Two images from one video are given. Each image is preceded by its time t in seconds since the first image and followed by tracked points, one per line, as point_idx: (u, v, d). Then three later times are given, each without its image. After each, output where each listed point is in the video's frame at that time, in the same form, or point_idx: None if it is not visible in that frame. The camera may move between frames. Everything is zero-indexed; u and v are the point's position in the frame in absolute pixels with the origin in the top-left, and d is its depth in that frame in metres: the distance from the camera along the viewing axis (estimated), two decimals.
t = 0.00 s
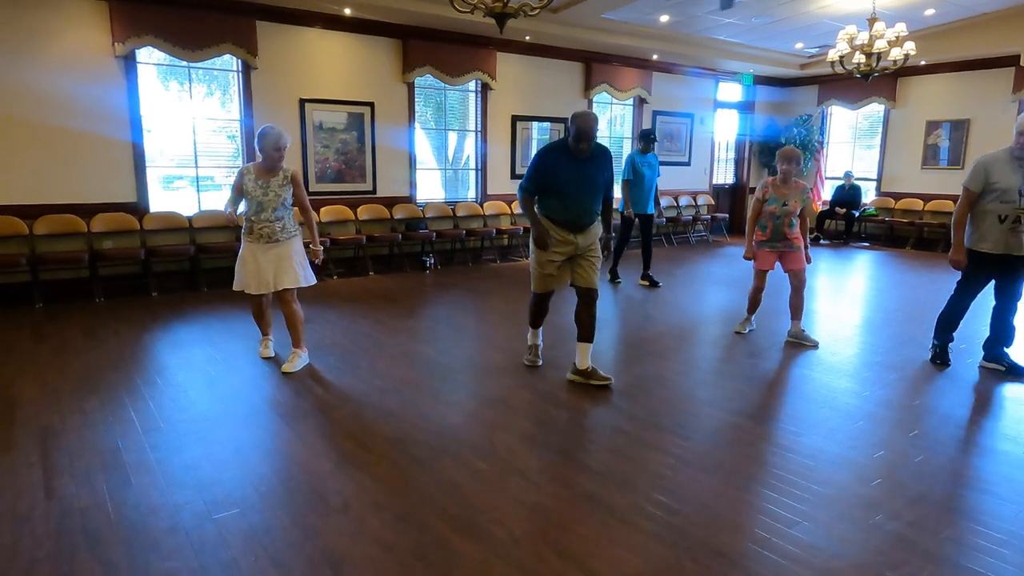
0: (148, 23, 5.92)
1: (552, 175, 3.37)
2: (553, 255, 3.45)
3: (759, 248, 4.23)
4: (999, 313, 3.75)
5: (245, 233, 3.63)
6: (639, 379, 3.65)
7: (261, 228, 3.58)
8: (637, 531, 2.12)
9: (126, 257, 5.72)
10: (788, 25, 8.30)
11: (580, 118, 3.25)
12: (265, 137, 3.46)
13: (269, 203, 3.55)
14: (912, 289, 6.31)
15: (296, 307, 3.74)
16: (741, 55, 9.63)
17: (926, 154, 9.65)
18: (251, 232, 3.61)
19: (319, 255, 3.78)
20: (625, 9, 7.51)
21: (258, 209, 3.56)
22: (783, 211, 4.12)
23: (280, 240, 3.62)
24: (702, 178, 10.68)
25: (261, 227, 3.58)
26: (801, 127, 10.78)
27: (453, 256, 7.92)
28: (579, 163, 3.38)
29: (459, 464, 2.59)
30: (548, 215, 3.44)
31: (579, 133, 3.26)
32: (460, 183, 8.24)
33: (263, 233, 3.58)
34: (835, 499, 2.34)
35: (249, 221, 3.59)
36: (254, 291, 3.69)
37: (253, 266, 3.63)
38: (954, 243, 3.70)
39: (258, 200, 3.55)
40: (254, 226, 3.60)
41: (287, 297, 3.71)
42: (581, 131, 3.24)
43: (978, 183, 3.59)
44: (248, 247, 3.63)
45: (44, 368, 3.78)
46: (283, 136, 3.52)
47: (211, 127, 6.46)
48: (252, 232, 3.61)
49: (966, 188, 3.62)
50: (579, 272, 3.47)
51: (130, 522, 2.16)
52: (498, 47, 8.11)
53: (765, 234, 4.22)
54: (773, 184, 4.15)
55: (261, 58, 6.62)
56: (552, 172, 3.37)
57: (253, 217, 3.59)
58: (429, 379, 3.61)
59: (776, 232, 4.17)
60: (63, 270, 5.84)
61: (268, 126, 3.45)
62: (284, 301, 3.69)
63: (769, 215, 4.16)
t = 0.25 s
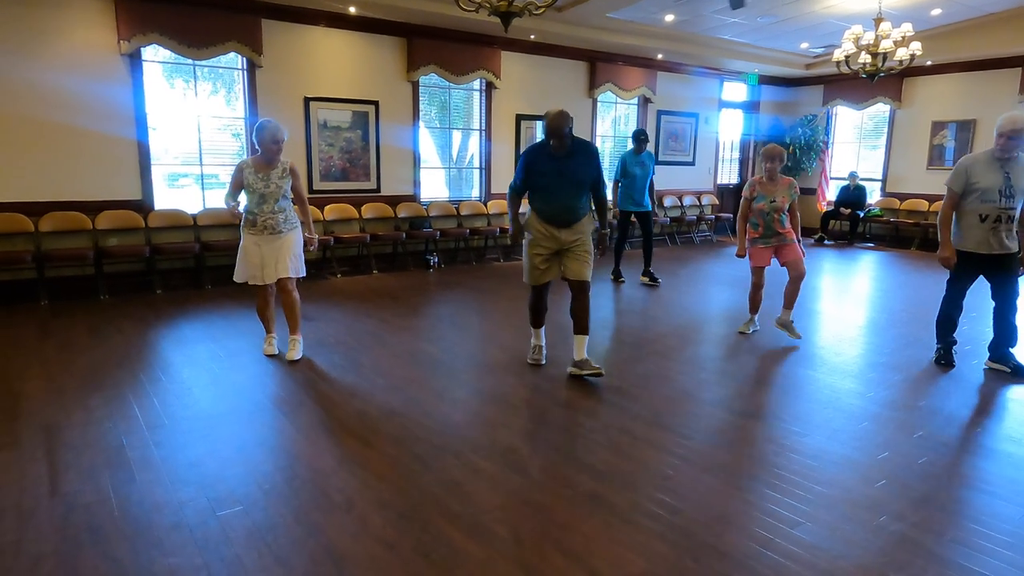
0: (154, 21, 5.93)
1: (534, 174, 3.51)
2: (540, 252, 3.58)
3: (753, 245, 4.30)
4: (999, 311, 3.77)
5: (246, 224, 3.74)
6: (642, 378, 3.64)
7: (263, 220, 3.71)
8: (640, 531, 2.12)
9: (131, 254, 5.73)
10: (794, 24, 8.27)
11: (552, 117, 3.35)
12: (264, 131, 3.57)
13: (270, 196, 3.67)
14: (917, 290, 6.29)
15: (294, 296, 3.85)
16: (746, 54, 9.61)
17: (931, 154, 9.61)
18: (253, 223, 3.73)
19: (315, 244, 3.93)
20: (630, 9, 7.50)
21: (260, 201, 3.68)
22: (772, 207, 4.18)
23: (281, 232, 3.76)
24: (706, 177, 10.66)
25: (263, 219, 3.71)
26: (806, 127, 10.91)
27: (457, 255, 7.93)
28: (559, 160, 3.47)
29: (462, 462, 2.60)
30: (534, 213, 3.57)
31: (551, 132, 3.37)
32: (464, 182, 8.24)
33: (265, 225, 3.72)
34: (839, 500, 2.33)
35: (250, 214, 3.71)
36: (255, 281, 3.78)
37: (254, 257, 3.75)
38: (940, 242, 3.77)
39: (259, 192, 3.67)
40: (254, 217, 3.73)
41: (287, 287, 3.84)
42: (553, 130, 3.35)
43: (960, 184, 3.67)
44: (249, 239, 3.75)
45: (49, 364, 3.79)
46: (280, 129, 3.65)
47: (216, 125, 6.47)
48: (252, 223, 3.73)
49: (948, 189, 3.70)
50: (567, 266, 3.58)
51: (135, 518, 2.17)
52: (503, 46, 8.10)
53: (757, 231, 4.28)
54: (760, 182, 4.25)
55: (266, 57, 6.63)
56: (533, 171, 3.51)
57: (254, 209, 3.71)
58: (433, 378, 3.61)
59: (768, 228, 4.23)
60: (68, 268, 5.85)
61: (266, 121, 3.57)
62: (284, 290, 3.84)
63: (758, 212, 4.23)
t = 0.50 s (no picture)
0: (157, 21, 5.95)
1: (531, 172, 3.78)
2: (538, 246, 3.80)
3: (750, 245, 4.29)
4: (989, 310, 3.82)
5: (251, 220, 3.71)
6: (645, 379, 3.63)
7: (268, 220, 3.72)
8: (642, 530, 2.11)
9: (134, 254, 5.74)
10: (797, 24, 8.25)
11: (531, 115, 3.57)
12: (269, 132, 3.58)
13: (276, 196, 3.69)
14: (920, 290, 6.27)
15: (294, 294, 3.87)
16: (749, 54, 9.59)
17: (935, 154, 9.59)
18: (257, 223, 3.72)
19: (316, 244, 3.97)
20: (633, 9, 7.50)
21: (265, 201, 3.69)
22: (770, 207, 4.18)
23: (286, 231, 3.78)
24: (709, 177, 10.65)
25: (268, 219, 3.71)
26: (809, 127, 10.79)
27: (459, 255, 7.93)
28: (546, 157, 3.67)
29: (464, 462, 2.60)
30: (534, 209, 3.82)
31: (531, 130, 3.59)
32: (467, 181, 8.24)
33: (270, 224, 3.72)
34: (842, 500, 2.33)
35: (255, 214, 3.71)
36: (259, 280, 3.78)
37: (259, 256, 3.75)
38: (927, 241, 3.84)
39: (265, 193, 3.68)
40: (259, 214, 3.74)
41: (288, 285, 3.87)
42: (531, 127, 3.57)
43: (950, 183, 3.73)
44: (253, 238, 3.74)
45: (52, 363, 3.81)
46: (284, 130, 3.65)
47: (219, 124, 6.49)
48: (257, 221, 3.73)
49: (939, 188, 3.77)
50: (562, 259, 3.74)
51: (138, 517, 2.18)
52: (506, 46, 8.10)
53: (755, 231, 4.27)
54: (758, 183, 4.24)
55: (269, 56, 6.64)
56: (530, 169, 3.78)
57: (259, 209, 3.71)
58: (435, 377, 3.61)
59: (767, 228, 4.22)
60: (72, 267, 5.87)
61: (271, 123, 3.58)
62: (287, 289, 3.86)
63: (756, 212, 4.23)
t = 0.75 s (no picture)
0: (155, 21, 5.94)
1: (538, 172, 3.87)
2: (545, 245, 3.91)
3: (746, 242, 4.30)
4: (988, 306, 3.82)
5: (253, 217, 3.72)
6: (645, 377, 3.63)
7: (270, 216, 3.72)
8: (643, 529, 2.11)
9: (133, 253, 5.74)
10: (796, 22, 8.24)
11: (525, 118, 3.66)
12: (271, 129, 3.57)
13: (278, 192, 3.69)
14: (919, 288, 6.27)
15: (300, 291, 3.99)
16: (748, 52, 9.59)
17: (934, 152, 9.58)
18: (258, 220, 3.72)
19: (316, 241, 3.99)
20: (632, 7, 7.49)
21: (267, 198, 3.69)
22: (766, 204, 4.18)
23: (287, 228, 3.79)
24: (708, 176, 10.64)
25: (270, 215, 3.72)
26: (808, 125, 10.86)
27: (459, 253, 7.92)
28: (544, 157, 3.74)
29: (464, 461, 2.59)
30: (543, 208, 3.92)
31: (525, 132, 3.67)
32: (466, 180, 8.23)
33: (272, 221, 3.73)
34: (841, 498, 2.33)
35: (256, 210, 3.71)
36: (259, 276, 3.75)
37: (260, 253, 3.74)
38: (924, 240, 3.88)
39: (267, 190, 3.68)
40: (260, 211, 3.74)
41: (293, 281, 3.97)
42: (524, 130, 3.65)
43: (945, 183, 3.76)
44: (254, 235, 3.73)
45: (51, 363, 3.80)
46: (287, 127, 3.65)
47: (218, 123, 6.48)
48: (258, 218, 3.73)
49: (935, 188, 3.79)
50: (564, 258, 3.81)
51: (137, 517, 2.17)
52: (505, 44, 8.09)
53: (751, 228, 4.28)
54: (755, 179, 4.24)
55: (268, 55, 6.63)
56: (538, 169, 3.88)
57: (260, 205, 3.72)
58: (435, 376, 3.61)
59: (762, 225, 4.23)
60: (70, 267, 5.86)
61: (273, 119, 3.56)
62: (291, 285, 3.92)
63: (753, 209, 4.23)
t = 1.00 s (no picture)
0: (153, 20, 5.92)
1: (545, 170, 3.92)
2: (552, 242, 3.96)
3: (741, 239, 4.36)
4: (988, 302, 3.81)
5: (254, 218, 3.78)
6: (645, 375, 3.63)
7: (268, 218, 3.75)
8: (643, 527, 2.11)
9: (132, 253, 5.73)
10: (796, 19, 8.24)
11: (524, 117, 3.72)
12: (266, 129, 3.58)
13: (272, 193, 3.69)
14: (919, 285, 6.27)
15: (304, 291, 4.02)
16: (746, 50, 9.58)
17: (933, 149, 9.58)
18: (259, 221, 3.77)
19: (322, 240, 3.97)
20: (631, 5, 7.48)
21: (263, 200, 3.72)
22: (763, 204, 4.20)
23: (286, 228, 3.78)
24: (707, 174, 10.64)
25: (267, 217, 3.75)
26: (807, 123, 10.88)
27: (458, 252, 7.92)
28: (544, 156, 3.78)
29: (464, 459, 2.59)
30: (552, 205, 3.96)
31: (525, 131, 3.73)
32: (465, 179, 8.22)
33: (270, 222, 3.76)
34: (841, 495, 2.33)
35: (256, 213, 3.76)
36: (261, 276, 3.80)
37: (262, 253, 3.78)
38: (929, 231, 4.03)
39: (262, 192, 3.70)
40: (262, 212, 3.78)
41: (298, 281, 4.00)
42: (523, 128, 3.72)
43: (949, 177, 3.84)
44: (256, 236, 3.79)
45: (51, 363, 3.80)
46: (282, 128, 3.64)
47: (216, 123, 6.47)
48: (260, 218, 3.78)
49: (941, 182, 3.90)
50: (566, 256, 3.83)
51: (138, 517, 2.17)
52: (503, 42, 8.09)
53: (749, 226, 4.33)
54: (757, 178, 4.27)
55: (266, 54, 6.62)
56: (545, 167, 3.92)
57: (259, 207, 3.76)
58: (434, 374, 3.61)
59: (758, 224, 4.26)
60: (70, 267, 5.86)
61: (266, 121, 3.56)
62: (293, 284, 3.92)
63: (751, 208, 4.27)
